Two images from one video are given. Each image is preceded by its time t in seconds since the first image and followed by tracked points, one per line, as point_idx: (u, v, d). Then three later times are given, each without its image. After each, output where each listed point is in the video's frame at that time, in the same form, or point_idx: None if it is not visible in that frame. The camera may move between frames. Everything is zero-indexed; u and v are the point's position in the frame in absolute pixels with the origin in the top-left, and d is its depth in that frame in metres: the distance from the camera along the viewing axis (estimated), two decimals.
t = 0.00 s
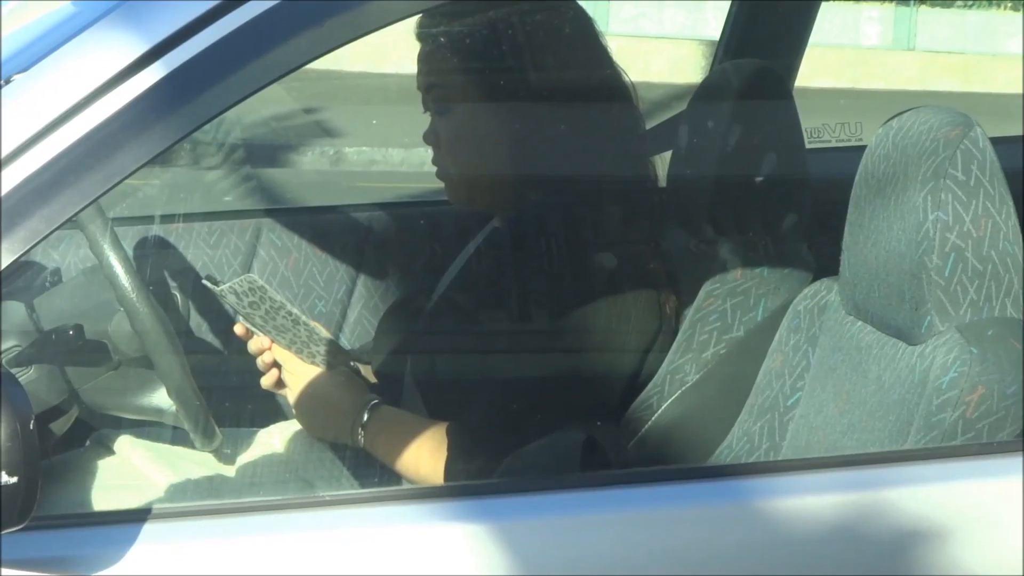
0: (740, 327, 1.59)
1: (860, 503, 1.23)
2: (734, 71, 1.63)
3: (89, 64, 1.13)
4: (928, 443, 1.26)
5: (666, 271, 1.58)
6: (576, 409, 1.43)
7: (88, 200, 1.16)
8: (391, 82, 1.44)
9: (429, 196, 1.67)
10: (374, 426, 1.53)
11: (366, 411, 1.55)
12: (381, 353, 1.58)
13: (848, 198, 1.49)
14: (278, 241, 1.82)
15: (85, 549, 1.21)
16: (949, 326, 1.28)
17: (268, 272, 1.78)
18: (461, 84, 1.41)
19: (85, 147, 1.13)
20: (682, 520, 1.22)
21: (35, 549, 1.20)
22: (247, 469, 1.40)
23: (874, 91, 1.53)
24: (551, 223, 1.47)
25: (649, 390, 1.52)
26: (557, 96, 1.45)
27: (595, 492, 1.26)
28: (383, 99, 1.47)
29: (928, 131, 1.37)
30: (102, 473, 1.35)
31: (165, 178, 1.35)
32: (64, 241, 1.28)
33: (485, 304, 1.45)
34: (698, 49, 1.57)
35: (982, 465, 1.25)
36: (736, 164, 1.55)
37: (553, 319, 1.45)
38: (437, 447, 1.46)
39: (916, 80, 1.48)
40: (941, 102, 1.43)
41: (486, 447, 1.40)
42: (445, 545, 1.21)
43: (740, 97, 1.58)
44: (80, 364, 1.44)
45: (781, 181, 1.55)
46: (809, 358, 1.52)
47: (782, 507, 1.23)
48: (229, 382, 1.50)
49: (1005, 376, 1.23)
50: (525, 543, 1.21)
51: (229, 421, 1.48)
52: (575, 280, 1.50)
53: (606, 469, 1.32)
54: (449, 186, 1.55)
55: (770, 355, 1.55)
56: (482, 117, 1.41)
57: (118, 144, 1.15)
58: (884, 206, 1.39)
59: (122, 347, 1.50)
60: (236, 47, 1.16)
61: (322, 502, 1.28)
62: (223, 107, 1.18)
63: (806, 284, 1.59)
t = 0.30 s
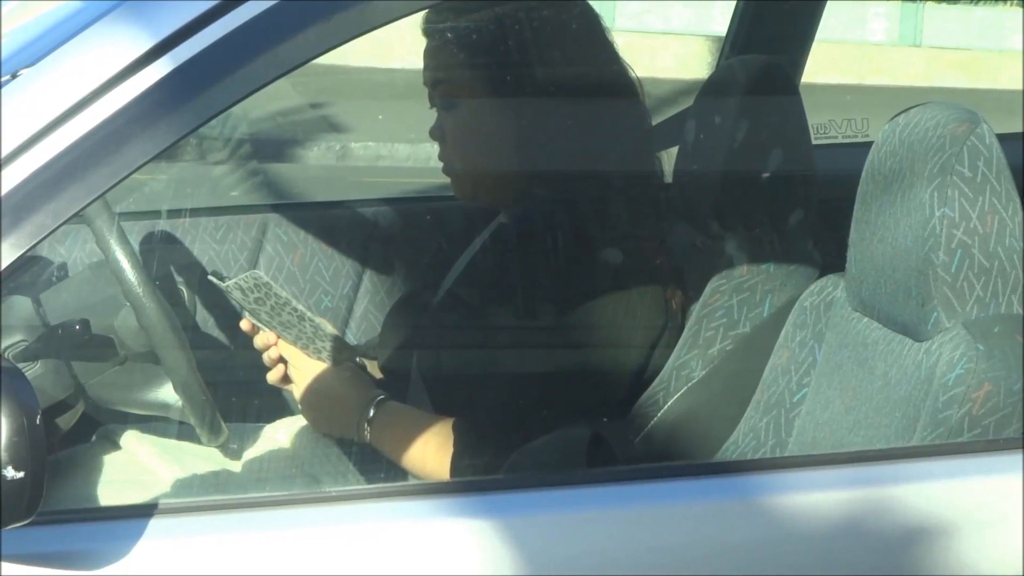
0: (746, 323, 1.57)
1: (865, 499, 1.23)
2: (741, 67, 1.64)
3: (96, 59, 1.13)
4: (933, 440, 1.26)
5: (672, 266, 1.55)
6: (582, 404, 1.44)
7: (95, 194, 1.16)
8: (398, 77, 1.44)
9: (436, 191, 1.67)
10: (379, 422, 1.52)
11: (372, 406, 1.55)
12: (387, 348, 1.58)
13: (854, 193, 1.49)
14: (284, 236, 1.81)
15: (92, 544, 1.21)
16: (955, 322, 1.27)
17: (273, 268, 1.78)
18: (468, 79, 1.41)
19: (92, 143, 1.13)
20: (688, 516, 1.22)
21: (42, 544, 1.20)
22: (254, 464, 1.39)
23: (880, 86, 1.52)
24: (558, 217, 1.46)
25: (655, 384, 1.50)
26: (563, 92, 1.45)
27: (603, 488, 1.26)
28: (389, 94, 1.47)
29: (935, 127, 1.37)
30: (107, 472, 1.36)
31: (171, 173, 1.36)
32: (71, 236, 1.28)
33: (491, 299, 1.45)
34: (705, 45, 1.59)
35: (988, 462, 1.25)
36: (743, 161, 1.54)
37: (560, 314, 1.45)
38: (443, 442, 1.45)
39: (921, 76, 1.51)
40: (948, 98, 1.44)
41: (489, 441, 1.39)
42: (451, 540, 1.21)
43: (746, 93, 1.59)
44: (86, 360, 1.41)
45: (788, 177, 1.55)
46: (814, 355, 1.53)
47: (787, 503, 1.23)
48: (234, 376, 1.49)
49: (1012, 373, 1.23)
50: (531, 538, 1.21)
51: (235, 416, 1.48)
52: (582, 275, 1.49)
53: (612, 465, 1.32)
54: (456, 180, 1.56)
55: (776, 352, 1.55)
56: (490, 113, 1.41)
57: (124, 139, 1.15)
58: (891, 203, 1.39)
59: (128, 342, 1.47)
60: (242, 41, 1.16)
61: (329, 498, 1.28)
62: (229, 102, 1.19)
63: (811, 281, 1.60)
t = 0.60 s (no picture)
0: (755, 324, 1.56)
1: (874, 501, 1.22)
2: (751, 69, 1.64)
3: (109, 55, 1.14)
4: (944, 441, 1.26)
5: (681, 267, 1.52)
6: (591, 403, 1.44)
7: (106, 190, 1.16)
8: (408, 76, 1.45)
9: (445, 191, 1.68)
10: (387, 419, 1.51)
11: (380, 404, 1.54)
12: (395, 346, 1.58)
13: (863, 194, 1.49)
14: (294, 233, 1.83)
15: (101, 540, 1.20)
16: (965, 324, 1.28)
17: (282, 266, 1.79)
18: (480, 79, 1.41)
19: (104, 138, 1.14)
20: (697, 516, 1.22)
21: (52, 539, 1.20)
22: (263, 461, 1.40)
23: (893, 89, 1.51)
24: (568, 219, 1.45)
25: (663, 385, 1.49)
26: (570, 92, 1.46)
27: (612, 488, 1.26)
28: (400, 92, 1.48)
29: (946, 129, 1.37)
30: (117, 466, 1.36)
31: (181, 169, 1.36)
32: (81, 232, 1.28)
33: (499, 298, 1.43)
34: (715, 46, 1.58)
35: (999, 463, 1.24)
36: (755, 163, 1.56)
37: (566, 314, 1.43)
38: (452, 439, 1.46)
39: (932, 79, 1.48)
40: (960, 100, 1.43)
41: (497, 442, 1.40)
42: (458, 538, 1.21)
43: (759, 92, 1.60)
44: (94, 356, 1.44)
45: (799, 180, 1.55)
46: (823, 356, 1.52)
47: (795, 505, 1.23)
48: (241, 374, 1.49)
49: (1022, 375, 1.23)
50: (540, 538, 1.21)
51: (246, 412, 1.47)
52: (591, 273, 1.48)
53: (621, 465, 1.32)
54: (466, 178, 1.55)
55: (785, 352, 1.54)
56: (503, 112, 1.40)
57: (136, 134, 1.15)
58: (901, 204, 1.39)
59: (138, 337, 1.48)
60: (255, 37, 1.16)
61: (338, 495, 1.28)
62: (241, 99, 1.18)
63: (822, 281, 1.58)
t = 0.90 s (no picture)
0: (766, 326, 1.54)
1: (884, 503, 1.22)
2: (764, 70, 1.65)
3: (117, 57, 1.15)
4: (955, 443, 1.26)
5: (693, 268, 1.53)
6: (600, 405, 1.44)
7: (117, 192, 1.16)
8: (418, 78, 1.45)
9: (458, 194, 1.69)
10: (398, 422, 1.52)
11: (390, 405, 1.54)
12: (405, 349, 1.59)
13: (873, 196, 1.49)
14: (305, 236, 1.78)
15: (111, 542, 1.21)
16: (976, 326, 1.27)
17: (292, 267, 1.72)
18: (487, 80, 1.39)
19: (114, 140, 1.14)
20: (706, 518, 1.22)
21: (61, 543, 1.20)
22: (273, 462, 1.40)
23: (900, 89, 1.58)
24: (580, 218, 1.49)
25: (673, 388, 1.49)
26: (583, 94, 1.45)
27: (622, 490, 1.26)
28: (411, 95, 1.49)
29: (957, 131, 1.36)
30: (127, 470, 1.36)
31: (191, 171, 1.35)
32: (92, 234, 1.28)
33: (510, 301, 1.45)
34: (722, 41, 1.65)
35: (1010, 466, 1.24)
36: (765, 163, 1.55)
37: (578, 316, 1.46)
38: (462, 441, 1.45)
39: (942, 80, 1.54)
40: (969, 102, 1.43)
41: (507, 445, 1.39)
42: (466, 539, 1.21)
43: (766, 96, 1.60)
44: (104, 358, 1.45)
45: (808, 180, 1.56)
46: (834, 358, 1.49)
47: (805, 507, 1.22)
48: (256, 376, 1.50)
49: None
50: (550, 540, 1.21)
51: (256, 414, 1.48)
52: (600, 275, 1.51)
53: (630, 467, 1.31)
54: (474, 180, 1.53)
55: (796, 354, 1.52)
56: (510, 116, 1.39)
57: (146, 137, 1.15)
58: (912, 206, 1.38)
59: (147, 339, 1.48)
60: (266, 40, 1.16)
61: (350, 497, 1.28)
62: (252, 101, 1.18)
63: (833, 282, 1.55)
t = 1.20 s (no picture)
0: (790, 332, 1.57)
1: (910, 510, 1.22)
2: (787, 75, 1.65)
3: (142, 63, 1.14)
4: (980, 450, 1.25)
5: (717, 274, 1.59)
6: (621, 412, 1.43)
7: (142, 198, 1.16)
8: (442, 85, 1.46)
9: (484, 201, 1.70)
10: (423, 427, 1.52)
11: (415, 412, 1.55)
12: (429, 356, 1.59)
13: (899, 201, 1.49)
14: (329, 242, 1.79)
15: (135, 548, 1.21)
16: (1002, 332, 1.25)
17: (316, 273, 1.77)
18: (512, 86, 1.40)
19: (139, 147, 1.14)
20: (730, 525, 1.22)
21: (87, 549, 1.20)
22: (298, 468, 1.41)
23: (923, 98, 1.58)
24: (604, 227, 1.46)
25: (699, 393, 1.50)
26: (608, 100, 1.43)
27: (647, 496, 1.25)
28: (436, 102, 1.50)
29: (983, 137, 1.33)
30: (151, 475, 1.36)
31: (216, 177, 1.35)
32: (116, 240, 1.28)
33: (534, 306, 1.46)
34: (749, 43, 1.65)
35: None
36: (790, 168, 1.55)
37: (601, 323, 1.43)
38: (486, 447, 1.48)
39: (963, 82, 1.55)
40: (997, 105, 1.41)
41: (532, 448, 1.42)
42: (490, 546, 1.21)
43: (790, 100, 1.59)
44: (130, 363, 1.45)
45: (834, 186, 1.56)
46: (859, 365, 1.50)
47: (831, 514, 1.22)
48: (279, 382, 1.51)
49: None
50: (573, 547, 1.21)
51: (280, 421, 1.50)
52: (626, 280, 1.48)
53: (654, 472, 1.31)
54: (501, 187, 1.55)
55: (821, 361, 1.52)
56: (537, 121, 1.41)
57: (172, 143, 1.15)
58: (937, 212, 1.38)
59: (173, 346, 1.46)
60: (289, 46, 1.16)
61: (374, 503, 1.27)
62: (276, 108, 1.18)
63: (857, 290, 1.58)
